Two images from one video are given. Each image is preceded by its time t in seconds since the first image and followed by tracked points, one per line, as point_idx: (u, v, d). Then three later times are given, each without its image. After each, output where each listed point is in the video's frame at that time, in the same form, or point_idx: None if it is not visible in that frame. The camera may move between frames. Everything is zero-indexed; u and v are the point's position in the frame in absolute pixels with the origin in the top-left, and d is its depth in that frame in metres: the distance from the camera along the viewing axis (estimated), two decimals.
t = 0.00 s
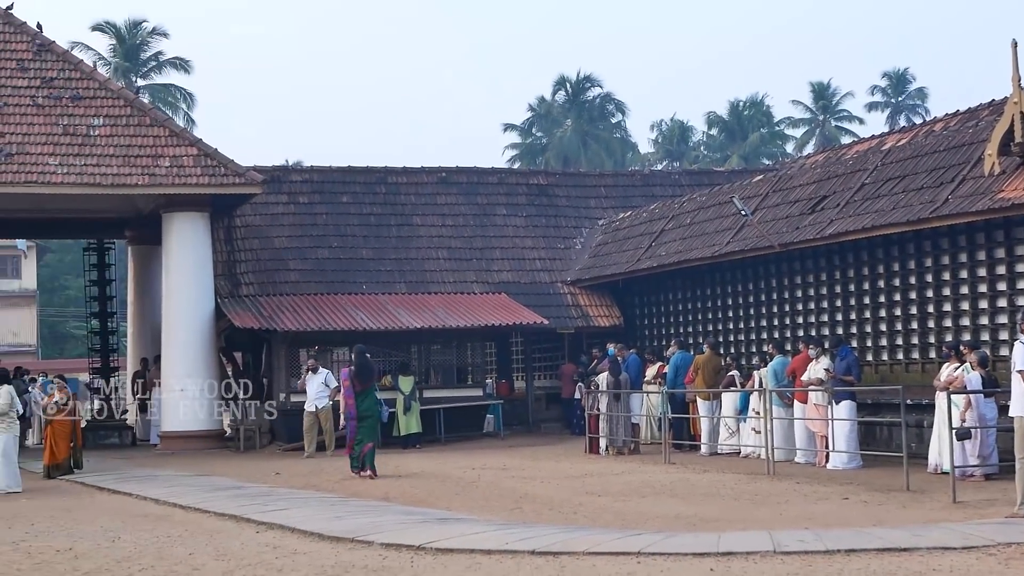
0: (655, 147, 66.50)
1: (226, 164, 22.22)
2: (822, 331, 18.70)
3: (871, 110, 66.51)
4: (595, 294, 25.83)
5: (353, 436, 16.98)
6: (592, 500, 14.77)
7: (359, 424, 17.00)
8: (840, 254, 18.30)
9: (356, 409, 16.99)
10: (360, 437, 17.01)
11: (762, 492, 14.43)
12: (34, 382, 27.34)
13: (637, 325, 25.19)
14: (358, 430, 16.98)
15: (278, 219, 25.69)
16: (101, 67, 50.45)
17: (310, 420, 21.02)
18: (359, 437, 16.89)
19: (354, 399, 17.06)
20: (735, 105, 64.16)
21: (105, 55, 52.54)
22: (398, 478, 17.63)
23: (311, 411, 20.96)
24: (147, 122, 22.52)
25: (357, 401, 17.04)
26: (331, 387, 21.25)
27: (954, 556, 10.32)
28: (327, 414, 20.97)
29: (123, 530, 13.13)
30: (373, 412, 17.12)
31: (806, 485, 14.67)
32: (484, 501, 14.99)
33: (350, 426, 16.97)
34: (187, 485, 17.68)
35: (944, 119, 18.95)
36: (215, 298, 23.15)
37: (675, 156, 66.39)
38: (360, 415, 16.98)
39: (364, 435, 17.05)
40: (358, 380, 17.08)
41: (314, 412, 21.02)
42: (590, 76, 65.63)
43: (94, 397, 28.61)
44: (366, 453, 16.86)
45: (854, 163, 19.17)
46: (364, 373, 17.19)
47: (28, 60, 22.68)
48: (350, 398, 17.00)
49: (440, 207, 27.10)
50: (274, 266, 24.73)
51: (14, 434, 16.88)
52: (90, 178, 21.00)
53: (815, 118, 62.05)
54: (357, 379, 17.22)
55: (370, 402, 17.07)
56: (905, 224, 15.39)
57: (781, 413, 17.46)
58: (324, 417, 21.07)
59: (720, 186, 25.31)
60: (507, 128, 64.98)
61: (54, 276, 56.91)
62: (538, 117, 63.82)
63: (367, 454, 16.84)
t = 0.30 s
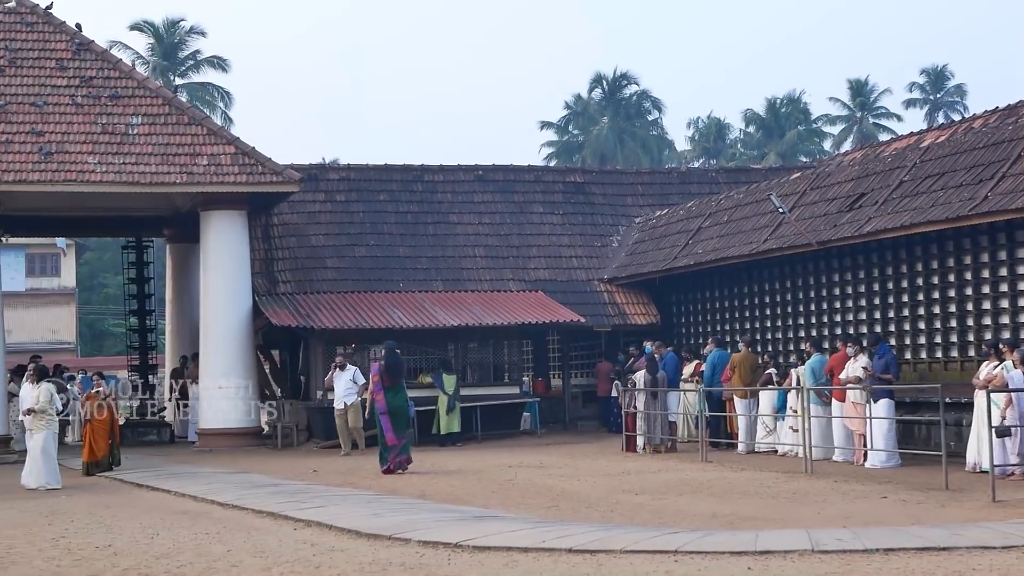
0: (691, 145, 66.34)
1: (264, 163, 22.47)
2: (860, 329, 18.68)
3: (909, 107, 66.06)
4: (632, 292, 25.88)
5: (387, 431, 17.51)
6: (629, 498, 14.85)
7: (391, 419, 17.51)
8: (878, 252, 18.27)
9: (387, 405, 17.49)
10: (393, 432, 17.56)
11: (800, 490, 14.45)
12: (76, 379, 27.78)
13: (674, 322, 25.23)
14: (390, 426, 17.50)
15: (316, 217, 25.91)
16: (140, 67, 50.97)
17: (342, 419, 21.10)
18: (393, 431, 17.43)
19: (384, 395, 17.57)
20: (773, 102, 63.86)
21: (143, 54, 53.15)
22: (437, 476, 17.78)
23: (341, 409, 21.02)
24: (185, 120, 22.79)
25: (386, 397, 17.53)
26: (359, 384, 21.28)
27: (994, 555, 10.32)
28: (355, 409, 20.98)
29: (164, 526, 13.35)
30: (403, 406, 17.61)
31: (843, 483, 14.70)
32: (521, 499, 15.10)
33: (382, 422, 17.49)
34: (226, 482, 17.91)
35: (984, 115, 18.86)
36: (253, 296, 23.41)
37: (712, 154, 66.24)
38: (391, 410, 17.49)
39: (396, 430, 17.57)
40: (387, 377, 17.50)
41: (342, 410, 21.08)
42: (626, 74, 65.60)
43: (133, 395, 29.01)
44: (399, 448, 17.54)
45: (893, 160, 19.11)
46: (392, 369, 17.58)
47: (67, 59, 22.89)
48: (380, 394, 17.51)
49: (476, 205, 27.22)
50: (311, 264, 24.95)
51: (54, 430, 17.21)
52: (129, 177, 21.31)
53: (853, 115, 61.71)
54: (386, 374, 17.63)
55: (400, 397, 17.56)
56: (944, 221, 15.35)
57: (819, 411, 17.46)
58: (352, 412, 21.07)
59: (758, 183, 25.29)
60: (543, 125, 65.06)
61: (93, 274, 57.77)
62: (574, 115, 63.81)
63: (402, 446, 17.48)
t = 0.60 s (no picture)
0: (729, 142, 66.15)
1: (303, 161, 22.72)
2: (899, 326, 18.67)
3: (948, 103, 65.54)
4: (670, 289, 25.95)
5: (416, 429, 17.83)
6: (666, 495, 14.95)
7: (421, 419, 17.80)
8: (917, 249, 18.25)
9: (417, 405, 17.79)
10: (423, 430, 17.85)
11: (839, 488, 14.50)
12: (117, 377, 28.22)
13: (712, 319, 25.28)
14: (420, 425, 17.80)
15: (354, 215, 26.16)
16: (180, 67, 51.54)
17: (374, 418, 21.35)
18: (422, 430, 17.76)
19: (416, 394, 17.85)
20: (811, 98, 63.56)
21: (183, 54, 53.75)
22: (475, 473, 17.95)
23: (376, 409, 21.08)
24: (225, 118, 23.09)
25: (417, 397, 17.82)
26: (393, 381, 21.37)
27: None
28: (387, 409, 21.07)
29: (204, 523, 13.60)
30: (434, 406, 17.88)
31: (881, 481, 14.72)
32: (559, 496, 15.24)
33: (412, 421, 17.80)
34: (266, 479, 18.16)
35: None
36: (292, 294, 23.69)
37: (750, 151, 66.03)
38: (421, 409, 17.78)
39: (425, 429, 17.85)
40: (419, 377, 17.78)
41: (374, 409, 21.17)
42: (663, 71, 65.52)
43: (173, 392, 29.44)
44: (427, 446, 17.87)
45: (932, 157, 19.07)
46: (425, 369, 17.85)
47: (108, 58, 23.32)
48: (411, 393, 17.82)
49: (514, 203, 27.36)
50: (349, 262, 25.19)
51: (95, 427, 17.49)
52: (169, 175, 21.61)
53: (891, 112, 61.30)
54: (418, 374, 17.87)
55: (431, 397, 17.85)
56: (983, 219, 15.33)
57: (857, 408, 17.50)
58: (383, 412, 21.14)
59: (796, 180, 25.27)
60: (581, 123, 65.15)
61: (134, 272, 58.51)
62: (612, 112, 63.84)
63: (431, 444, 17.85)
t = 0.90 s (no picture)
0: (761, 141, 65.91)
1: (335, 161, 22.90)
2: (932, 325, 18.62)
3: (981, 101, 65.06)
4: (701, 288, 25.95)
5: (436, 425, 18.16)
6: (698, 495, 14.99)
7: (443, 415, 18.12)
8: (950, 247, 18.20)
9: (440, 401, 18.17)
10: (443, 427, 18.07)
11: (872, 488, 14.50)
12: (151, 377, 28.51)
13: (744, 318, 25.26)
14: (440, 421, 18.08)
15: (386, 215, 26.33)
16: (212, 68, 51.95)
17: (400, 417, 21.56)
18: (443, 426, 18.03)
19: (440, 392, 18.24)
20: (843, 97, 63.32)
21: (215, 54, 54.20)
22: (507, 472, 18.05)
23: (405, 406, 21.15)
24: (257, 119, 23.30)
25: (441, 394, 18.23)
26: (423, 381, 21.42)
27: None
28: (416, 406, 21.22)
29: (236, 522, 13.78)
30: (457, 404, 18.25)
31: (914, 481, 14.71)
32: (591, 496, 15.31)
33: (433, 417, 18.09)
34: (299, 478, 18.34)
35: None
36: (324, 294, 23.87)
37: (781, 149, 65.79)
38: (443, 406, 18.16)
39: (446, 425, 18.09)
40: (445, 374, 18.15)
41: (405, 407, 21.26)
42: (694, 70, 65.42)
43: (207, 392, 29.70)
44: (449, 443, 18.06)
45: (965, 155, 19.00)
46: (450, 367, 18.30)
47: (141, 59, 23.59)
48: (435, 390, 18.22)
49: (545, 203, 27.45)
50: (380, 261, 25.36)
51: (129, 426, 17.72)
52: (201, 176, 21.83)
53: (924, 110, 60.95)
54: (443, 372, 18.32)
55: (455, 396, 18.27)
56: (1018, 217, 15.28)
57: (890, 408, 17.48)
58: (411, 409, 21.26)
59: (829, 179, 25.21)
60: (611, 123, 65.19)
61: (166, 273, 58.99)
62: (644, 112, 63.82)
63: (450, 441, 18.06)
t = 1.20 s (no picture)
0: (793, 139, 65.69)
1: (366, 161, 23.09)
2: (966, 324, 18.57)
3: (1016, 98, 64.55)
4: (734, 287, 25.95)
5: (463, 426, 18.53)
6: (731, 495, 15.04)
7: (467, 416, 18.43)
8: (985, 245, 18.15)
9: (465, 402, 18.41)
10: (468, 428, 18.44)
11: (905, 488, 14.50)
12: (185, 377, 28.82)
13: (776, 317, 25.25)
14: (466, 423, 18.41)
15: (418, 215, 26.49)
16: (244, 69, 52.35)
17: (430, 416, 21.53)
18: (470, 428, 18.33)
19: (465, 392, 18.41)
20: (875, 95, 63.07)
21: (247, 55, 54.64)
22: (540, 472, 18.15)
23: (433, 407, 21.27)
24: (289, 119, 23.51)
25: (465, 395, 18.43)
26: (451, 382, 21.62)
27: None
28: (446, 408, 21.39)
29: (270, 521, 13.95)
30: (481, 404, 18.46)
31: (948, 481, 14.70)
32: (624, 495, 15.39)
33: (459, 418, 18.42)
34: (334, 477, 18.52)
35: None
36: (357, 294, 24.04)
37: (814, 148, 65.54)
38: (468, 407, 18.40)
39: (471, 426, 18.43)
40: (467, 376, 18.32)
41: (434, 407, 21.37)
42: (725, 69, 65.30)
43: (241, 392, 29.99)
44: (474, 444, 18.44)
45: (999, 153, 18.93)
46: (473, 367, 18.52)
47: (174, 60, 23.86)
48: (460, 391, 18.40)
49: (577, 202, 27.53)
50: (413, 261, 25.52)
51: (163, 426, 17.89)
52: (234, 176, 22.06)
53: (957, 108, 60.53)
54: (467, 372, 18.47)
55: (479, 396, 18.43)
56: None
57: (924, 406, 17.41)
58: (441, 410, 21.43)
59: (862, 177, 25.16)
60: (643, 122, 65.21)
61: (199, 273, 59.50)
62: (676, 110, 63.83)
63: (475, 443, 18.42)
